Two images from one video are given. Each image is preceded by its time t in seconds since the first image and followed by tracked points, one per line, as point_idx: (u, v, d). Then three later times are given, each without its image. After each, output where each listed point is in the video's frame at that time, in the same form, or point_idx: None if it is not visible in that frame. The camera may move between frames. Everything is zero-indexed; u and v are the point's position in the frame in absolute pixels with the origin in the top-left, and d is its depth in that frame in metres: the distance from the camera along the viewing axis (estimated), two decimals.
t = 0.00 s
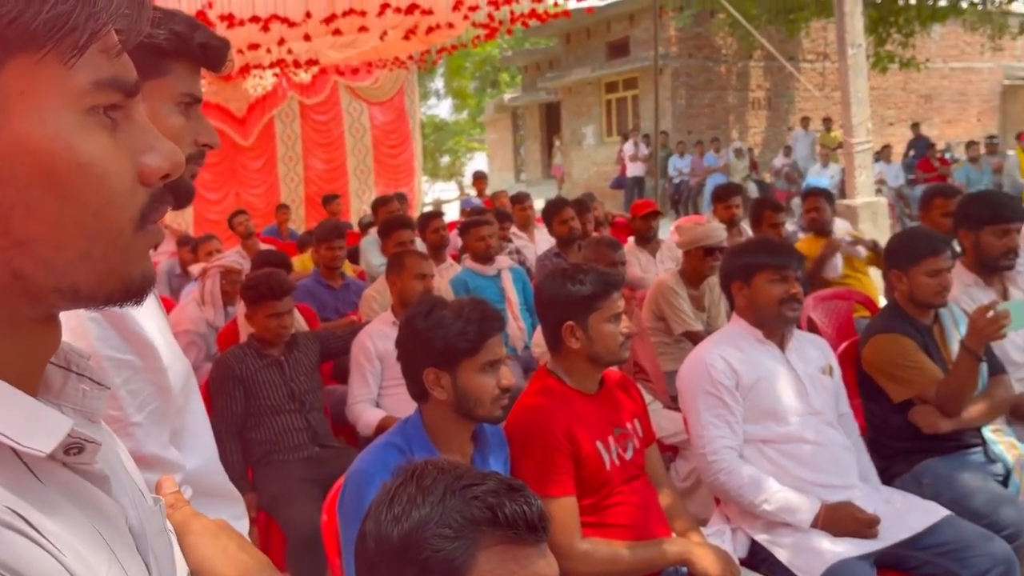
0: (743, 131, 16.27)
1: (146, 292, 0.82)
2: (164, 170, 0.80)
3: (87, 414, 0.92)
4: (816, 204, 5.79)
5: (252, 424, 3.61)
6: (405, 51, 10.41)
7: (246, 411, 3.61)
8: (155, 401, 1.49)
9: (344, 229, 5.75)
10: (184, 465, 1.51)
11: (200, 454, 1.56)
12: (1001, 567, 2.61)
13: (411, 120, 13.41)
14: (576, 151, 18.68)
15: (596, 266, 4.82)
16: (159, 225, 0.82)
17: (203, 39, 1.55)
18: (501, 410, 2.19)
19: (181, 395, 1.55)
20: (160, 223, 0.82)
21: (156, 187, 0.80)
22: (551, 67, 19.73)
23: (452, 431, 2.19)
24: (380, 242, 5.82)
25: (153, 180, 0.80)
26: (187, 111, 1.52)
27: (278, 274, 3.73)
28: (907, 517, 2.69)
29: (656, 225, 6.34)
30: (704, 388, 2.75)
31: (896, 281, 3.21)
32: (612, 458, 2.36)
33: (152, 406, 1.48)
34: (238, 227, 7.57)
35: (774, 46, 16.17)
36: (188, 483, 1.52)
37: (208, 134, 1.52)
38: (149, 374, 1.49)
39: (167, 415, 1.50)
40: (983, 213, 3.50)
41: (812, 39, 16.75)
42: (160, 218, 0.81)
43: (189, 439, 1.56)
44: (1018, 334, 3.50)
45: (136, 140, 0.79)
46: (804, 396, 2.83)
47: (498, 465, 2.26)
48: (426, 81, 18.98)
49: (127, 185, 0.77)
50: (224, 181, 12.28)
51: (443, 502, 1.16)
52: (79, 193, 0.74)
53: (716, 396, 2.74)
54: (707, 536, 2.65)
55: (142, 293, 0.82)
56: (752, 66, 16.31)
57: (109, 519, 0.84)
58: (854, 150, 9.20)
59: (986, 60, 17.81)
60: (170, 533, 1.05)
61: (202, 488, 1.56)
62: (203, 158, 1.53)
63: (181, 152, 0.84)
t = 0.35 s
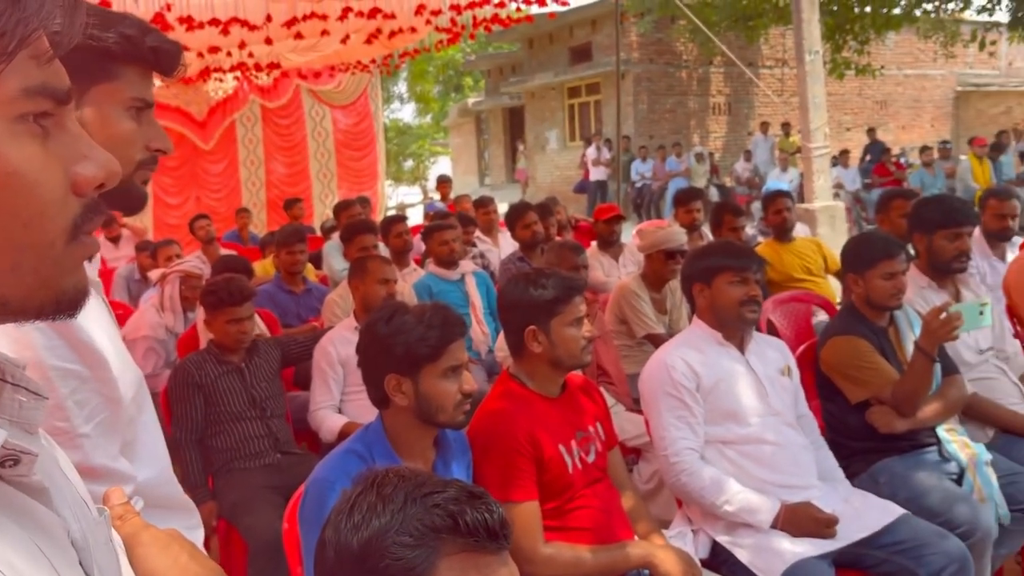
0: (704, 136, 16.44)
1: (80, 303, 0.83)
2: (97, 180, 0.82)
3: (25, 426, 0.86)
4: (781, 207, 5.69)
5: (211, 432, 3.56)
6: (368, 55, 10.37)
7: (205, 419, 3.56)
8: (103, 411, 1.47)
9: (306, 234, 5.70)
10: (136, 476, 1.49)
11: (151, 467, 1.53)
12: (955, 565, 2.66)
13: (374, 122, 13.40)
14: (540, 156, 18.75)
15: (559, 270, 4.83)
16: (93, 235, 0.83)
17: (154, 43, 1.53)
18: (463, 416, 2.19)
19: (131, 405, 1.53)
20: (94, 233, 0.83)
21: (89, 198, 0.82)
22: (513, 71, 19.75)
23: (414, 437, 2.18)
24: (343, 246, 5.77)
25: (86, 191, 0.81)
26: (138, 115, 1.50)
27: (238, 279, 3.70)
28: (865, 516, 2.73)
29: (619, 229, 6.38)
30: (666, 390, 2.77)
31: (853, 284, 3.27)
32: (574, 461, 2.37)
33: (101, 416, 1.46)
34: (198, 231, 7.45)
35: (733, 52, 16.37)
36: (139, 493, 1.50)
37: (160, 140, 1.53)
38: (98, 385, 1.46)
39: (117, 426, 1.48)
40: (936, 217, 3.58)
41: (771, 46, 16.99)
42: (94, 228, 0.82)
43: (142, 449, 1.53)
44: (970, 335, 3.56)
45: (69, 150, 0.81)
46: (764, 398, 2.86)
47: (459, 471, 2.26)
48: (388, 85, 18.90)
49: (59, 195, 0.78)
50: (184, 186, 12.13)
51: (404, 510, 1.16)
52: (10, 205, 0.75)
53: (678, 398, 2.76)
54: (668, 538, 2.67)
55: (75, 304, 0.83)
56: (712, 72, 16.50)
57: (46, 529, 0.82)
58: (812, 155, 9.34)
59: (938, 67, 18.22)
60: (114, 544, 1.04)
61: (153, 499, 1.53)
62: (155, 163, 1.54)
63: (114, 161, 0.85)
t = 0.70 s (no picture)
0: (668, 139, 16.59)
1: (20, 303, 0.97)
2: (38, 181, 0.87)
3: None
4: (743, 210, 5.77)
5: (172, 438, 3.53)
6: (332, 58, 10.33)
7: (166, 424, 3.53)
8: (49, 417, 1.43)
9: (269, 237, 5.66)
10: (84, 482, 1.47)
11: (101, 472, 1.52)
12: (909, 558, 2.71)
13: (338, 125, 13.36)
14: (506, 158, 18.78)
15: (523, 272, 4.86)
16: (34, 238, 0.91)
17: (97, 42, 1.52)
18: (425, 418, 2.19)
19: (81, 410, 1.50)
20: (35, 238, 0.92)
21: (31, 200, 0.88)
22: (479, 74, 19.76)
23: (375, 440, 2.20)
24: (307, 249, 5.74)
25: (27, 191, 0.87)
26: (84, 115, 1.48)
27: (200, 283, 3.68)
28: (821, 513, 2.78)
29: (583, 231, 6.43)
30: (627, 390, 2.81)
31: (810, 284, 3.33)
32: (536, 461, 2.39)
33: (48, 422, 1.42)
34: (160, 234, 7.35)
35: (695, 56, 16.54)
36: (88, 500, 1.48)
37: (107, 140, 1.51)
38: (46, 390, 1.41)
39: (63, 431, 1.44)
40: (890, 219, 3.66)
41: (732, 50, 17.22)
42: (35, 229, 0.89)
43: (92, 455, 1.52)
44: (923, 334, 3.67)
45: (11, 154, 0.86)
46: (723, 397, 2.91)
47: (421, 473, 2.27)
48: (353, 88, 18.79)
49: None
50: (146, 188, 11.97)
51: (357, 514, 1.16)
52: None
53: (639, 398, 2.80)
54: (630, 537, 2.70)
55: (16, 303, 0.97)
56: (675, 76, 16.66)
57: None
58: (772, 158, 9.47)
59: (895, 71, 18.55)
60: (60, 553, 1.04)
61: (103, 505, 1.53)
62: (101, 163, 1.52)
63: (59, 163, 0.90)
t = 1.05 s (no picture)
0: (636, 140, 16.68)
1: None
2: None
3: None
4: (711, 211, 5.82)
5: (136, 442, 3.48)
6: (299, 58, 10.27)
7: (129, 428, 3.48)
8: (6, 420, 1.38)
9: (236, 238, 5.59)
10: (40, 486, 1.45)
11: (58, 475, 1.49)
12: (874, 553, 2.74)
13: (306, 125, 13.28)
14: (475, 159, 18.77)
15: (492, 272, 4.85)
16: None
17: (50, 38, 1.49)
18: (392, 420, 2.18)
19: (39, 412, 1.45)
20: None
21: None
22: (448, 75, 19.71)
23: (342, 442, 2.19)
24: (274, 250, 5.69)
25: None
26: (38, 113, 1.44)
27: (164, 285, 3.63)
28: (787, 509, 2.81)
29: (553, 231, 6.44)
30: (596, 390, 2.81)
31: (776, 284, 3.36)
32: (505, 461, 2.39)
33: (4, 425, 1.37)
34: (124, 235, 7.23)
35: (663, 57, 16.64)
36: (44, 505, 1.46)
37: (61, 139, 1.47)
38: (1, 394, 1.36)
39: (20, 435, 1.39)
40: (853, 218, 3.70)
41: (699, 51, 17.35)
42: None
43: (49, 459, 1.48)
44: (886, 332, 3.72)
45: None
46: (691, 395, 2.92)
47: (389, 476, 2.26)
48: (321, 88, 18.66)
49: None
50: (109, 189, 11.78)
51: (320, 516, 1.15)
52: None
53: (608, 398, 2.80)
54: (599, 537, 2.70)
55: None
56: (644, 77, 16.76)
57: None
58: (739, 158, 9.55)
59: (859, 73, 18.81)
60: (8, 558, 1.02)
61: (61, 510, 1.50)
62: (56, 162, 1.48)
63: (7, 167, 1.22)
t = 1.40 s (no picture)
0: (609, 140, 16.75)
1: None
2: None
3: None
4: (685, 212, 5.83)
5: (103, 446, 3.43)
6: (269, 57, 10.20)
7: (96, 432, 3.42)
8: None
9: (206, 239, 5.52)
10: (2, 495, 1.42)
11: (21, 480, 1.46)
12: (844, 549, 2.75)
13: (278, 125, 13.19)
14: (449, 159, 18.73)
15: (466, 272, 4.84)
16: None
17: (7, 35, 1.46)
18: (362, 422, 2.16)
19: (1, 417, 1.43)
20: None
21: None
22: (421, 74, 19.65)
23: (312, 445, 2.17)
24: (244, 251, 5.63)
25: None
26: None
27: (132, 287, 3.57)
28: (759, 507, 2.82)
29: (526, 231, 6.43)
30: (570, 391, 2.81)
31: (747, 283, 3.38)
32: (478, 463, 2.37)
33: None
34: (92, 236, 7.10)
35: (636, 58, 16.71)
36: (7, 513, 1.43)
37: (22, 138, 1.44)
38: None
39: None
40: (823, 217, 3.74)
41: (671, 52, 17.46)
42: None
43: (11, 465, 1.46)
44: (856, 329, 3.75)
45: None
46: (663, 394, 2.93)
47: (360, 479, 2.24)
48: (293, 87, 18.50)
49: None
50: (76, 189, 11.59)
51: (284, 522, 1.13)
52: None
53: (582, 398, 2.80)
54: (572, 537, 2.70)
55: None
56: (617, 77, 16.82)
57: None
58: (710, 158, 9.60)
59: (829, 74, 19.01)
60: None
61: (25, 516, 1.47)
62: (15, 161, 1.45)
63: None
